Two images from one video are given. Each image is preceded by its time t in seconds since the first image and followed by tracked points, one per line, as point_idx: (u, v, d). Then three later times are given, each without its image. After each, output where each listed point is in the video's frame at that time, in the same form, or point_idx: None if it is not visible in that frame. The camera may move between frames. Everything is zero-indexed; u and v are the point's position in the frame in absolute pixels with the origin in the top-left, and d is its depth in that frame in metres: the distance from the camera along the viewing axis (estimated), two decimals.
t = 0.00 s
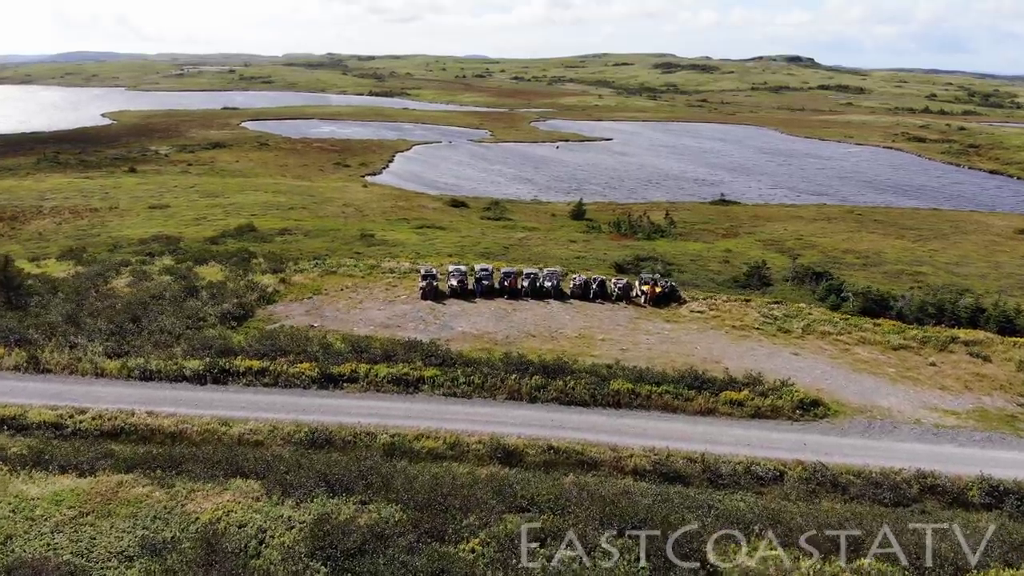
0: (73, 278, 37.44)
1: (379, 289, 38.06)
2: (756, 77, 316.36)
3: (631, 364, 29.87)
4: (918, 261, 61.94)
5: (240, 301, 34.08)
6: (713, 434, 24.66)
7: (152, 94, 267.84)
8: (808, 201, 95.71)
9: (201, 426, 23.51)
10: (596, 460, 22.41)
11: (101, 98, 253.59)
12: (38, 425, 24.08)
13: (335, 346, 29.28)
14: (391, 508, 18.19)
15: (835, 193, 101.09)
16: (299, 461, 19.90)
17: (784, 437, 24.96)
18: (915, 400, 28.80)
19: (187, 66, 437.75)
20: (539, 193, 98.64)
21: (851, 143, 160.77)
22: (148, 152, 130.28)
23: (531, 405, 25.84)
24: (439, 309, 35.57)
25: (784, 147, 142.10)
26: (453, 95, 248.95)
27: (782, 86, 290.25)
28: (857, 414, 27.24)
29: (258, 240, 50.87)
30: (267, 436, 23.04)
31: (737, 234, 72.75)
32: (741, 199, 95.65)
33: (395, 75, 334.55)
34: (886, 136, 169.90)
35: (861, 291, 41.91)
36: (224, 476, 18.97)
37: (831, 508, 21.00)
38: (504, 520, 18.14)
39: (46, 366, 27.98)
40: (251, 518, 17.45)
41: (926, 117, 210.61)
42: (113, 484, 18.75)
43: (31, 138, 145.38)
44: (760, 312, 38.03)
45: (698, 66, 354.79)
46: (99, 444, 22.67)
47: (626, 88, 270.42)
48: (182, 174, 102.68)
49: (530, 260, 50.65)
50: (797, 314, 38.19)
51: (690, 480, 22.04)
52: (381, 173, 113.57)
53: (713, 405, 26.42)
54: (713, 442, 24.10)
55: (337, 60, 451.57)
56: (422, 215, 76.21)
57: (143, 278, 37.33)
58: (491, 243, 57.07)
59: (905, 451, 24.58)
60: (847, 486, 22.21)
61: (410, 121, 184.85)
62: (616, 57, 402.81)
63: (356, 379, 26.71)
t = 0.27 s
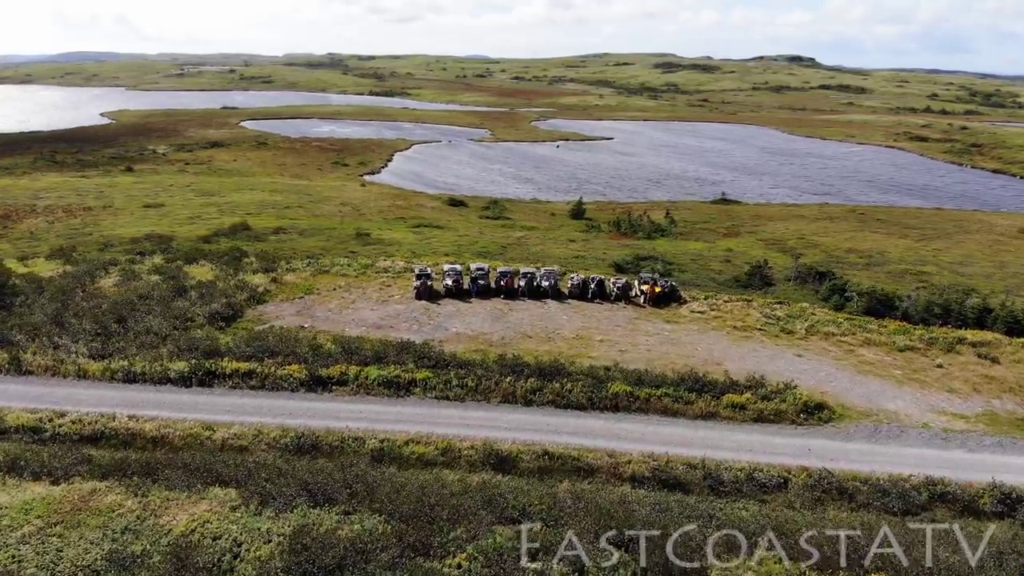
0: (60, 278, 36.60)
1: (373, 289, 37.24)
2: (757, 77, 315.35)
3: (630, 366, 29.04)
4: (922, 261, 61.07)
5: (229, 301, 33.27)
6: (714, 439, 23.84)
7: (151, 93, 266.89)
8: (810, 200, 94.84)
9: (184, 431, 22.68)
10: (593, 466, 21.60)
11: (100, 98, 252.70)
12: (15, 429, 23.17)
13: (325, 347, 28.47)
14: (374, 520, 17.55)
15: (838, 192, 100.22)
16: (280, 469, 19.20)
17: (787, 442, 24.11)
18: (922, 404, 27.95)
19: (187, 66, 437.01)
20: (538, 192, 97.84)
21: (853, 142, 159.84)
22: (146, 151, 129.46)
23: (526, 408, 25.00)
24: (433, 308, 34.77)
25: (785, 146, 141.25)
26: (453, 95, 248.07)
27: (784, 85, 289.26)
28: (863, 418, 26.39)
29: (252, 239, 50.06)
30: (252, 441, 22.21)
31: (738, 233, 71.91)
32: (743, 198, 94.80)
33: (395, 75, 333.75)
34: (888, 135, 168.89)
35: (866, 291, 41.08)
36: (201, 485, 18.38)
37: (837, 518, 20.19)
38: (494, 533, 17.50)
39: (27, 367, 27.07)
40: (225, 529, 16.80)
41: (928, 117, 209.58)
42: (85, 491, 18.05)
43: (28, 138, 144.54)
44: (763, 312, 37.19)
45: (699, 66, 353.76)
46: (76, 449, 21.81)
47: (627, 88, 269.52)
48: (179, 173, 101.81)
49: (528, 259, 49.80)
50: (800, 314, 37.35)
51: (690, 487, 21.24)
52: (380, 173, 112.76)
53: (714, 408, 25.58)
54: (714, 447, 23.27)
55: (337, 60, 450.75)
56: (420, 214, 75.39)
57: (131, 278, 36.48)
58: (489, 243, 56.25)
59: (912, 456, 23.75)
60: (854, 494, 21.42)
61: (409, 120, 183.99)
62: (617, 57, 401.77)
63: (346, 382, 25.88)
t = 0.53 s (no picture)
0: (47, 277, 35.66)
1: (368, 288, 36.32)
2: (761, 77, 313.76)
3: (631, 368, 28.07)
4: (930, 261, 59.94)
5: (220, 301, 32.38)
6: (718, 445, 22.85)
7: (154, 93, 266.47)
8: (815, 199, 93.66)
9: (166, 437, 21.75)
10: (591, 474, 20.63)
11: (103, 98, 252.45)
12: None
13: (315, 349, 27.58)
14: (354, 534, 16.66)
15: (843, 192, 99.03)
16: (255, 480, 18.30)
17: (795, 449, 23.09)
18: (934, 409, 26.89)
19: (191, 66, 437.48)
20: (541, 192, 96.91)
21: (858, 142, 158.45)
22: (146, 150, 128.81)
23: (522, 413, 24.03)
24: (429, 309, 33.85)
25: (789, 146, 140.10)
26: (457, 94, 247.28)
27: (788, 85, 287.68)
28: (873, 423, 25.38)
29: (248, 237, 49.28)
30: (234, 447, 21.29)
31: (743, 233, 70.86)
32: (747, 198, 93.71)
33: (398, 74, 333.01)
34: (893, 135, 167.45)
35: (874, 291, 40.03)
36: (175, 495, 17.62)
37: (847, 531, 19.25)
38: (482, 550, 16.57)
39: (6, 368, 26.06)
40: (195, 545, 15.92)
41: (933, 116, 207.94)
42: (52, 503, 17.17)
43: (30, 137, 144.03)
44: (769, 313, 36.22)
45: (703, 66, 352.17)
46: (51, 455, 20.88)
47: (631, 87, 268.37)
48: (178, 172, 101.14)
49: (529, 258, 48.84)
50: (807, 315, 36.32)
51: (692, 497, 20.27)
52: (381, 172, 111.92)
53: (718, 413, 24.60)
54: (718, 454, 22.29)
55: (341, 59, 450.41)
56: (420, 213, 74.51)
57: (120, 277, 35.59)
58: (489, 242, 55.30)
59: (927, 464, 22.69)
60: (865, 504, 20.42)
61: (412, 120, 183.18)
62: (620, 57, 400.37)
63: (336, 386, 24.96)
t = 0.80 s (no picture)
0: (37, 275, 34.93)
1: (363, 288, 35.50)
2: (766, 76, 312.19)
3: (632, 371, 27.22)
4: (937, 261, 58.92)
5: (211, 301, 31.60)
6: (722, 452, 21.97)
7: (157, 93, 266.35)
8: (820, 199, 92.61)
9: (149, 441, 20.94)
10: (589, 483, 19.76)
11: (106, 97, 252.31)
12: None
13: (306, 351, 26.78)
14: (335, 549, 15.92)
15: (849, 191, 97.98)
16: (235, 489, 17.62)
17: (801, 456, 22.22)
18: (945, 413, 25.98)
19: (195, 65, 437.53)
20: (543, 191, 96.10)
21: (863, 141, 157.21)
22: (147, 149, 128.50)
23: (518, 418, 23.17)
24: (425, 309, 33.03)
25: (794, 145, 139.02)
26: (460, 94, 246.51)
27: (792, 84, 286.16)
28: (883, 429, 24.48)
29: (244, 236, 48.60)
30: (219, 452, 20.48)
31: (747, 232, 69.93)
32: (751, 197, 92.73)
33: (401, 74, 332.35)
34: (899, 134, 166.10)
35: (883, 292, 39.13)
36: (150, 504, 16.99)
37: (856, 546, 18.38)
38: (470, 566, 15.80)
39: None
40: (166, 559, 15.22)
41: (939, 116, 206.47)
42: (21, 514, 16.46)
43: (32, 135, 143.67)
44: (774, 314, 35.30)
45: (707, 65, 350.85)
46: (27, 461, 20.06)
47: (634, 87, 267.30)
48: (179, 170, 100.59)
49: (529, 258, 48.02)
50: (813, 316, 35.40)
51: (695, 507, 19.39)
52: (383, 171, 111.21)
53: (722, 419, 23.73)
54: (722, 461, 21.42)
55: (344, 59, 450.00)
56: (421, 212, 73.76)
57: (110, 276, 34.84)
58: (489, 241, 54.49)
59: (939, 472, 21.76)
60: (875, 514, 19.58)
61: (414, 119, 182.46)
62: (624, 56, 399.13)
63: (326, 390, 24.13)
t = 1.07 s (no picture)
0: (31, 274, 34.34)
1: (362, 288, 34.72)
2: (774, 76, 309.88)
3: (637, 375, 26.31)
4: (950, 262, 57.64)
5: (206, 300, 30.90)
6: (730, 460, 21.01)
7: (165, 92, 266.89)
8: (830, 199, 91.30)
9: (135, 446, 20.20)
10: (591, 493, 18.87)
11: (114, 96, 253.04)
12: None
13: (301, 352, 26.01)
14: (318, 567, 15.13)
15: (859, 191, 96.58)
16: (218, 499, 16.93)
17: (814, 465, 21.22)
18: (963, 420, 24.93)
19: (202, 64, 438.73)
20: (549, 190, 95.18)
21: (873, 141, 155.40)
22: (153, 147, 128.35)
23: (518, 423, 22.30)
24: (425, 310, 32.19)
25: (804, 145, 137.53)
26: (466, 94, 245.80)
27: (801, 84, 283.88)
28: (898, 436, 23.45)
29: (244, 235, 47.94)
30: (206, 458, 19.70)
31: (756, 232, 68.82)
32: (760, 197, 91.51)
33: (408, 73, 331.97)
34: (909, 134, 164.14)
35: (896, 294, 38.02)
36: (126, 515, 16.32)
37: (865, 556, 17.73)
38: None
39: None
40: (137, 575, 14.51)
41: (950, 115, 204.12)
42: None
43: (38, 134, 143.81)
44: (784, 316, 34.29)
45: (715, 65, 348.82)
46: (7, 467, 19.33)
47: (642, 86, 265.84)
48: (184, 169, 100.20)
49: (533, 257, 47.14)
50: (825, 318, 34.37)
51: (701, 519, 18.51)
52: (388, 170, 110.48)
53: (731, 425, 22.78)
54: (730, 470, 20.46)
55: (352, 58, 450.26)
56: (425, 211, 73.00)
57: (105, 274, 34.23)
58: (493, 240, 53.58)
59: (958, 483, 20.71)
60: (893, 529, 18.58)
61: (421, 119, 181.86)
62: (632, 56, 397.44)
63: (319, 393, 23.35)
